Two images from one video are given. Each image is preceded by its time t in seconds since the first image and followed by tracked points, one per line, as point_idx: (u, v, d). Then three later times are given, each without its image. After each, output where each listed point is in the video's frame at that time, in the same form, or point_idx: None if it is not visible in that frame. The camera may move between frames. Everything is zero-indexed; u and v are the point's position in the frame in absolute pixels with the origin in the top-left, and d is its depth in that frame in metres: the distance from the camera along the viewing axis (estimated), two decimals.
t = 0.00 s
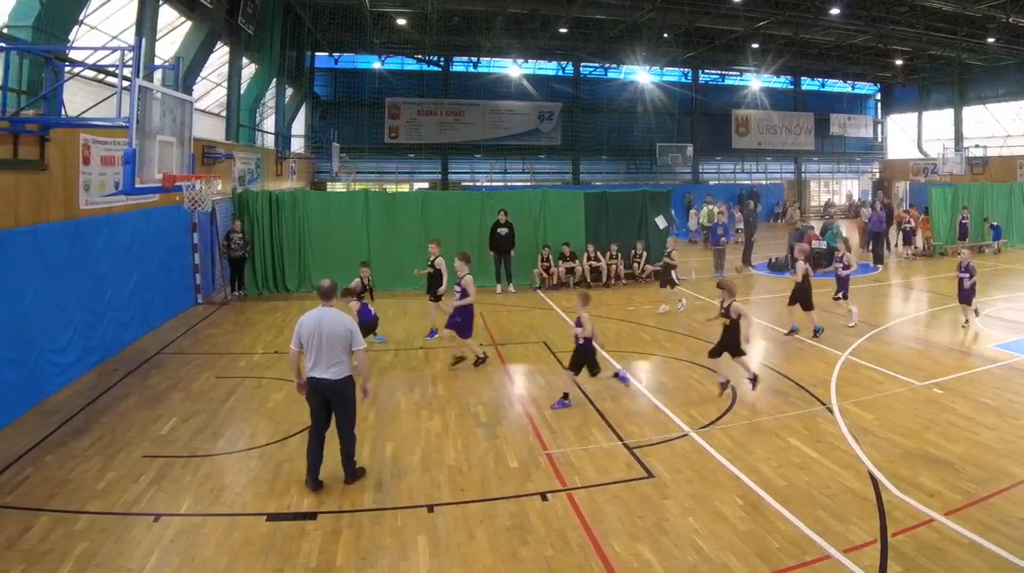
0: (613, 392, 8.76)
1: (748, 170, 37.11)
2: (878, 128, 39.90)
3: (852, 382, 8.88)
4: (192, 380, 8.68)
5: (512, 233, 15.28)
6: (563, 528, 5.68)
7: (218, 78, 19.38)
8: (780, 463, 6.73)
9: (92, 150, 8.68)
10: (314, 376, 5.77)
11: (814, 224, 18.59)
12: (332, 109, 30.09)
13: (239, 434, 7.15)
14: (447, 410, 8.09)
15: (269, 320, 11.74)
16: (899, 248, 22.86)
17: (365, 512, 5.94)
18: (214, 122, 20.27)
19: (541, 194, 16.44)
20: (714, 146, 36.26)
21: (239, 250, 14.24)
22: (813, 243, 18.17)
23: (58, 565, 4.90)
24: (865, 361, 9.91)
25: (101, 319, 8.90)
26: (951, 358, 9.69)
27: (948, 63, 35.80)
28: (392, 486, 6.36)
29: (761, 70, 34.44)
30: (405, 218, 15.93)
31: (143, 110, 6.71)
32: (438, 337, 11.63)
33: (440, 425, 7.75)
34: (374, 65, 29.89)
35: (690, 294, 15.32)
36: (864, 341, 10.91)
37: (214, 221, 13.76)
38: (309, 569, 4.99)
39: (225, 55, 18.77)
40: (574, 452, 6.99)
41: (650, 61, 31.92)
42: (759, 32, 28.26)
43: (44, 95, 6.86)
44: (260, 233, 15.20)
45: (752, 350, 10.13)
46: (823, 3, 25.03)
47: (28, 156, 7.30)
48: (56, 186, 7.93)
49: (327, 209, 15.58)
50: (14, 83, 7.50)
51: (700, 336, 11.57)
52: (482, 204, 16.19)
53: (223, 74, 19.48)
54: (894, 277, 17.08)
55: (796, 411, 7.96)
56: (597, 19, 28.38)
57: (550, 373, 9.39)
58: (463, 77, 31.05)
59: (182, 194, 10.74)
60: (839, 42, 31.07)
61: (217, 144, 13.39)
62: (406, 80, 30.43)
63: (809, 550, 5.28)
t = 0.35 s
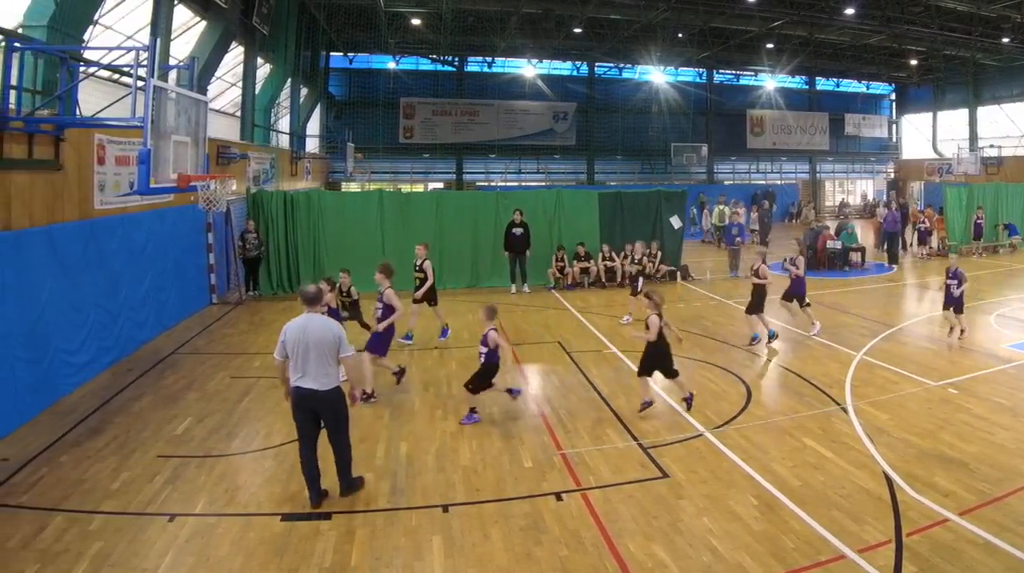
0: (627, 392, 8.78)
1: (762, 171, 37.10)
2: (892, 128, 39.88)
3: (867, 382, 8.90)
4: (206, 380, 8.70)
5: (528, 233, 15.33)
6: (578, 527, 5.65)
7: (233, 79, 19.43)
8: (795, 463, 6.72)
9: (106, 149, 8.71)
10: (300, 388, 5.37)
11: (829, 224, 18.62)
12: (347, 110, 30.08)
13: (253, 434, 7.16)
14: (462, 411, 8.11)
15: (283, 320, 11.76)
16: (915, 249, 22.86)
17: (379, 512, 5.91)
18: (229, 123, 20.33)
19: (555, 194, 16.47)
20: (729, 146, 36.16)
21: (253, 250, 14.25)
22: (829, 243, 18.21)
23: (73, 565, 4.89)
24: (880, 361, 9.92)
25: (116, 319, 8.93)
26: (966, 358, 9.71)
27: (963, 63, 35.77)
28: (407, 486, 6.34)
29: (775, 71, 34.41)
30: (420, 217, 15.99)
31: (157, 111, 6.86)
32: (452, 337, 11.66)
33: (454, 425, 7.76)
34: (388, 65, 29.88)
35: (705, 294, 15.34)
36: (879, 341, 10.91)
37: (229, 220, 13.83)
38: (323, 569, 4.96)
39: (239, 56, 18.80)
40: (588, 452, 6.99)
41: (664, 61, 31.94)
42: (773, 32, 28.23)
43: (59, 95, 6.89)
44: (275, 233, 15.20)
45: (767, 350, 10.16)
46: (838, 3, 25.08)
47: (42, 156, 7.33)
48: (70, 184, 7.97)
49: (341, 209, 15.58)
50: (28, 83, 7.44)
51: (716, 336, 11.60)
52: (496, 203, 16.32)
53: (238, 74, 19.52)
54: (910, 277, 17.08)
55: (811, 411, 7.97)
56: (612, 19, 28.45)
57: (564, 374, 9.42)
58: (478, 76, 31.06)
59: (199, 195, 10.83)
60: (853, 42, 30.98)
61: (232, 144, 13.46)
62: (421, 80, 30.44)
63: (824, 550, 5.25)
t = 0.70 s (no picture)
0: (631, 392, 8.79)
1: (765, 170, 37.18)
2: (896, 128, 39.92)
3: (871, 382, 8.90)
4: (210, 380, 8.71)
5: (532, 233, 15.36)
6: (582, 527, 5.65)
7: (237, 79, 19.44)
8: (799, 463, 6.73)
9: (111, 149, 8.70)
10: (293, 399, 5.06)
11: (833, 224, 18.67)
12: (351, 110, 30.07)
13: (257, 435, 7.15)
14: (466, 410, 8.12)
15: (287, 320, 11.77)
16: (920, 248, 22.90)
17: (384, 512, 5.91)
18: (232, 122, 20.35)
19: (560, 194, 16.47)
20: (732, 146, 36.19)
21: (258, 250, 14.13)
22: (834, 243, 18.27)
23: (77, 566, 4.88)
24: (885, 360, 9.93)
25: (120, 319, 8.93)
26: (971, 358, 9.72)
27: (967, 63, 35.78)
28: (411, 486, 6.34)
29: (780, 71, 34.43)
30: (424, 218, 16.00)
31: (162, 111, 6.86)
32: (456, 336, 11.67)
33: (459, 425, 7.77)
34: (393, 65, 29.87)
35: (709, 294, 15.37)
36: (884, 341, 10.93)
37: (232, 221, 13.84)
38: (327, 568, 4.95)
39: (244, 56, 18.80)
40: (592, 452, 7.00)
41: (668, 61, 31.99)
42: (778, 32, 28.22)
43: (63, 96, 6.90)
44: (279, 234, 15.24)
45: (771, 350, 10.17)
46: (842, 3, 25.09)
47: (46, 156, 7.36)
48: (74, 184, 7.98)
49: (346, 209, 15.59)
50: (33, 83, 7.39)
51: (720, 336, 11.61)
52: (501, 203, 16.32)
53: (241, 74, 19.54)
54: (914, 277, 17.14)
55: (816, 411, 7.99)
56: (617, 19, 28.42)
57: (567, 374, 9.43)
58: (482, 77, 31.12)
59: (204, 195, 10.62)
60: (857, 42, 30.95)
61: (236, 144, 13.48)
62: (425, 80, 30.46)
63: (828, 551, 5.25)
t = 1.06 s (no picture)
0: (631, 392, 8.79)
1: (765, 170, 37.19)
2: (896, 128, 39.90)
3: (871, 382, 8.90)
4: (210, 380, 8.71)
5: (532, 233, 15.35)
6: (582, 527, 5.65)
7: (236, 79, 19.44)
8: (799, 463, 6.73)
9: (111, 149, 8.69)
10: (279, 407, 5.00)
11: (833, 224, 18.68)
12: (351, 110, 30.06)
13: (257, 435, 7.15)
14: (466, 411, 8.12)
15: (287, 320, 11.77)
16: (920, 248, 22.88)
17: (384, 511, 5.91)
18: (232, 122, 20.35)
19: (560, 194, 16.46)
20: (732, 146, 36.20)
21: (258, 249, 13.88)
22: (834, 242, 18.28)
23: (76, 565, 4.88)
24: (885, 361, 9.93)
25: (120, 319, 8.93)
26: (971, 358, 9.72)
27: (967, 63, 35.76)
28: (411, 486, 6.34)
29: (780, 70, 34.41)
30: (424, 218, 16.00)
31: (162, 111, 6.86)
32: (456, 336, 11.67)
33: (459, 425, 7.77)
34: (393, 65, 29.85)
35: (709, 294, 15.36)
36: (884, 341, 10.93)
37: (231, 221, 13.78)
38: (327, 569, 4.95)
39: (244, 56, 18.79)
40: (592, 452, 7.00)
41: (668, 61, 32.03)
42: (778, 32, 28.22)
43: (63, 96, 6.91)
44: (280, 234, 15.33)
45: (771, 350, 10.17)
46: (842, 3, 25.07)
47: (46, 156, 7.35)
48: (74, 183, 7.98)
49: (346, 209, 15.61)
50: (33, 83, 7.40)
51: (721, 336, 11.62)
52: (501, 203, 16.32)
53: (241, 74, 19.53)
54: (913, 277, 17.14)
55: (816, 412, 7.99)
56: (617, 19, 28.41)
57: (567, 374, 9.43)
58: (482, 77, 31.14)
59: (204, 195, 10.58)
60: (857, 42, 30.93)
61: (236, 144, 13.47)
62: (425, 80, 30.46)
63: (828, 551, 5.25)
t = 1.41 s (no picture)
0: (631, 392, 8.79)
1: (765, 170, 37.24)
2: (896, 128, 39.90)
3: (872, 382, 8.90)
4: (210, 380, 8.71)
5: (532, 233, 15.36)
6: (582, 527, 5.64)
7: (236, 79, 19.43)
8: (799, 463, 6.73)
9: (110, 149, 8.70)
10: (258, 421, 4.68)
11: (833, 224, 18.70)
12: (351, 110, 30.06)
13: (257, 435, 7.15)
14: (466, 410, 8.12)
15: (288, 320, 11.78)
16: (920, 248, 22.89)
17: (384, 511, 5.91)
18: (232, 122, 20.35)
19: (560, 194, 16.45)
20: (732, 146, 36.21)
21: (258, 249, 13.95)
22: (833, 242, 18.28)
23: (76, 565, 4.88)
24: (885, 361, 9.93)
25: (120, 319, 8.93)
26: (971, 358, 9.73)
27: (967, 63, 35.76)
28: (411, 486, 6.34)
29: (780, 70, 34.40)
30: (424, 217, 15.99)
31: (162, 111, 6.86)
32: (456, 336, 11.67)
33: (458, 425, 7.76)
34: (393, 65, 29.85)
35: (709, 294, 15.36)
36: (885, 341, 10.94)
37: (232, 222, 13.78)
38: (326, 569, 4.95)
39: (244, 56, 18.79)
40: (592, 452, 7.00)
41: (668, 61, 32.04)
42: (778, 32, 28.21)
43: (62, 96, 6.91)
44: (280, 234, 15.40)
45: (771, 350, 10.17)
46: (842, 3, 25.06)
47: (46, 156, 7.36)
48: (74, 183, 7.98)
49: (346, 209, 15.61)
50: (33, 83, 7.40)
51: (721, 336, 11.61)
52: (501, 203, 16.31)
53: (241, 74, 19.53)
54: (912, 277, 17.17)
55: (816, 412, 7.99)
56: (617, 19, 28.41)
57: (567, 374, 9.42)
58: (482, 77, 31.16)
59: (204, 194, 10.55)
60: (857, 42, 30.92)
61: (236, 144, 13.47)
62: (425, 80, 30.47)
63: (828, 551, 5.25)
